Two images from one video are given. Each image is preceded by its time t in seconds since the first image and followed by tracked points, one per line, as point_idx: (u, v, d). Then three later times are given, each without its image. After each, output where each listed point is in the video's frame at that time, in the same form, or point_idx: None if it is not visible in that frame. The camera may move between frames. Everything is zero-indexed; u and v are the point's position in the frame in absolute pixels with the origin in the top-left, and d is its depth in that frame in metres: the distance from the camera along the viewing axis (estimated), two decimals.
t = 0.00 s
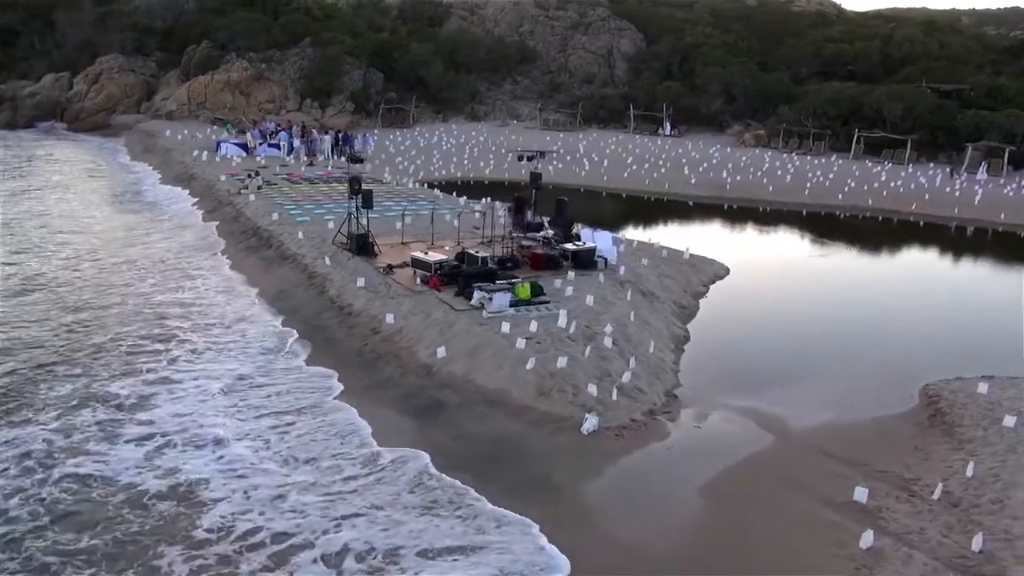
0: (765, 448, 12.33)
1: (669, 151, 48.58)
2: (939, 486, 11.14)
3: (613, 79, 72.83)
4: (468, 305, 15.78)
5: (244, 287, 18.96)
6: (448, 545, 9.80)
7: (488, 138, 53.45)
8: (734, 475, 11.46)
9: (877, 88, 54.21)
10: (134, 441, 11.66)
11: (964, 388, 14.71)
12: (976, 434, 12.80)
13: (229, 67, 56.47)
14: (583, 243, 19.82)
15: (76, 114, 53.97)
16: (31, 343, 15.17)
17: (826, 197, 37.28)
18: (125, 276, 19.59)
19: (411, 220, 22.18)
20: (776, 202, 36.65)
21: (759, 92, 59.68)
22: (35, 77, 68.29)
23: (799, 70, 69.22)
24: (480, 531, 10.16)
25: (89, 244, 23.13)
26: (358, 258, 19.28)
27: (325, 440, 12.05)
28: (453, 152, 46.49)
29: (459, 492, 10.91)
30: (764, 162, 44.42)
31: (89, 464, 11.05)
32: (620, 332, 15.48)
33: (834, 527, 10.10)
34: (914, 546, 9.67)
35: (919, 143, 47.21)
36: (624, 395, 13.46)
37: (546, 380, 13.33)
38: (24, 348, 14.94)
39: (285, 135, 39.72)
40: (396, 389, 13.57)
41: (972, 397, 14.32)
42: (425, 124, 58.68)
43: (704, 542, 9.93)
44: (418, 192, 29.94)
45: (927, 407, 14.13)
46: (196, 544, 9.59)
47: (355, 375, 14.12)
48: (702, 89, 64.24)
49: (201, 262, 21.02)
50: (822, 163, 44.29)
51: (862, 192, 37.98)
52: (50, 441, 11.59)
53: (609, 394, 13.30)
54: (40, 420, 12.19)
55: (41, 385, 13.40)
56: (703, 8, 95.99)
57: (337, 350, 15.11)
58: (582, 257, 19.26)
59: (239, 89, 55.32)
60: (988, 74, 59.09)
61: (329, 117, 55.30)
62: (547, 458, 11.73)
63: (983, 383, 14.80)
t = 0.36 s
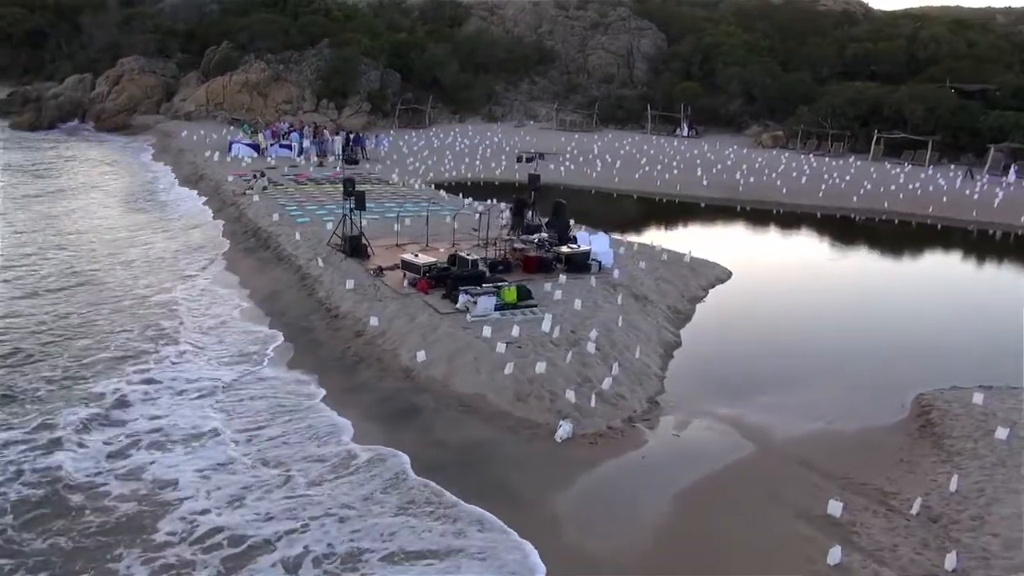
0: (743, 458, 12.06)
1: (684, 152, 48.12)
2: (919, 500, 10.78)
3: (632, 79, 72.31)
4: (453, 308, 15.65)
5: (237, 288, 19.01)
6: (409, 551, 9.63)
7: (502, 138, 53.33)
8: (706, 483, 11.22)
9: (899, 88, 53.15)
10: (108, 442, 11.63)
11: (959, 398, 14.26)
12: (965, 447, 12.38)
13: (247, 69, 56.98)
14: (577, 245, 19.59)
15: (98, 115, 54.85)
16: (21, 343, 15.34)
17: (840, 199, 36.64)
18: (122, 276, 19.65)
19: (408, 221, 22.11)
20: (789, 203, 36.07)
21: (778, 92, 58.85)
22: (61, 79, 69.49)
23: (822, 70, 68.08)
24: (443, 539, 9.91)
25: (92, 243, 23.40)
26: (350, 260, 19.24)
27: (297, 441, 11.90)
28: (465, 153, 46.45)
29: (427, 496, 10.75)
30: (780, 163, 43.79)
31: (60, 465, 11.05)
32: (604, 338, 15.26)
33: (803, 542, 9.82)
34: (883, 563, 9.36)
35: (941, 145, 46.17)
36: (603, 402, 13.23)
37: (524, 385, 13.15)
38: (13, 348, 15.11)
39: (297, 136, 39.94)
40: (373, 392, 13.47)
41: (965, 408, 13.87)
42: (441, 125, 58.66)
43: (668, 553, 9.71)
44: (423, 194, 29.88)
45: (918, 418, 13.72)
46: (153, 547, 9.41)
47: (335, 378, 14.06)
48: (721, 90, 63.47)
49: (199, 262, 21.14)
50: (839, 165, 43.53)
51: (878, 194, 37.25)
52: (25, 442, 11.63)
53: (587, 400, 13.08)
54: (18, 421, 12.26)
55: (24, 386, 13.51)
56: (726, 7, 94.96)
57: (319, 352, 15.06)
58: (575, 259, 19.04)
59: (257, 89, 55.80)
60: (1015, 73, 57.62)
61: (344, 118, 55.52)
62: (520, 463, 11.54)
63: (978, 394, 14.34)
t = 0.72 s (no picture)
0: (715, 468, 11.80)
1: (697, 154, 47.62)
2: (892, 516, 10.44)
3: (650, 80, 71.81)
4: (435, 312, 15.52)
5: (228, 288, 18.99)
6: (364, 554, 9.43)
7: (516, 139, 53.20)
8: (673, 495, 10.99)
9: (921, 87, 52.13)
10: (76, 440, 11.51)
11: (947, 409, 13.85)
12: (948, 459, 12.00)
13: (264, 70, 57.42)
14: (568, 249, 19.34)
15: (118, 116, 55.60)
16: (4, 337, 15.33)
17: (854, 202, 35.97)
18: (115, 275, 19.62)
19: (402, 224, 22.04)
20: (801, 206, 35.49)
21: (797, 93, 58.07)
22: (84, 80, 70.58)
23: (843, 70, 67.07)
24: (400, 548, 9.62)
25: (93, 240, 23.54)
26: (341, 262, 19.18)
27: (266, 442, 11.70)
28: (477, 153, 46.37)
29: (390, 500, 10.57)
30: (795, 165, 43.17)
31: (24, 462, 10.94)
32: (586, 343, 15.03)
33: (764, 559, 9.55)
34: None
35: (962, 146, 45.20)
36: (578, 409, 13.03)
37: (498, 391, 12.98)
38: None
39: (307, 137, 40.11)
40: (346, 396, 13.37)
41: (954, 419, 13.47)
42: (456, 126, 58.62)
43: (626, 568, 9.49)
44: (426, 195, 29.78)
45: (902, 430, 13.34)
46: (103, 548, 9.15)
47: (311, 380, 13.98)
48: (740, 90, 62.76)
49: (194, 262, 21.14)
50: (856, 167, 42.78)
51: (894, 197, 36.52)
52: None
53: (562, 407, 12.88)
54: None
55: None
56: (748, 7, 93.93)
57: (299, 355, 15.00)
58: (566, 264, 18.79)
59: (273, 91, 56.20)
60: None
61: (359, 118, 55.71)
62: (487, 471, 11.37)
63: (968, 405, 13.93)
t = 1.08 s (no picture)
0: (686, 477, 11.55)
1: (711, 155, 47.10)
2: (861, 531, 10.11)
3: (668, 80, 71.22)
4: (416, 315, 15.41)
5: (218, 288, 19.03)
6: (312, 558, 9.29)
7: (528, 140, 53.01)
8: (638, 504, 10.79)
9: (942, 88, 51.10)
10: (41, 439, 11.52)
11: (934, 420, 13.44)
12: (927, 473, 11.62)
13: (280, 71, 57.82)
14: (558, 253, 19.13)
15: (136, 117, 56.33)
16: None
17: (867, 204, 35.32)
18: (108, 275, 19.74)
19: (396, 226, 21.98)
20: (813, 208, 34.90)
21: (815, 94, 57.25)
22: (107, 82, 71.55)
23: (864, 70, 66.01)
24: (353, 554, 9.43)
25: (94, 240, 23.79)
26: (330, 264, 19.14)
27: (233, 447, 11.61)
28: (488, 154, 46.26)
29: (347, 504, 10.44)
30: (809, 167, 42.52)
31: None
32: (566, 348, 14.83)
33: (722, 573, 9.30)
34: None
35: (982, 147, 44.24)
36: (551, 415, 12.83)
37: (469, 397, 12.84)
38: None
39: (317, 138, 40.27)
40: (319, 399, 13.29)
41: (940, 430, 13.07)
42: (470, 126, 58.56)
43: None
44: (429, 197, 29.72)
45: (886, 441, 12.96)
46: (51, 550, 9.14)
47: (286, 383, 13.92)
48: (758, 90, 61.99)
49: (188, 262, 21.24)
50: (871, 168, 42.03)
51: (908, 200, 35.81)
52: None
53: (533, 414, 12.69)
54: None
55: None
56: (771, 7, 92.84)
57: (277, 357, 14.98)
58: (554, 268, 18.60)
59: (289, 92, 56.56)
60: None
61: (373, 119, 55.85)
62: (450, 478, 11.22)
63: (956, 416, 13.50)
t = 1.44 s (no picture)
0: (652, 487, 11.29)
1: (724, 157, 46.54)
2: (824, 548, 9.79)
3: (687, 81, 70.54)
4: (395, 319, 15.31)
5: (207, 290, 19.11)
6: (253, 562, 9.19)
7: (542, 141, 52.76)
8: (598, 514, 10.58)
9: (965, 88, 49.99)
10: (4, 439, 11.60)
11: (918, 433, 13.03)
12: (902, 489, 11.24)
13: (297, 72, 58.20)
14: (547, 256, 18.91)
15: (155, 119, 57.08)
16: None
17: (880, 207, 34.63)
18: (101, 277, 19.92)
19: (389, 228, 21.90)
20: (824, 211, 34.28)
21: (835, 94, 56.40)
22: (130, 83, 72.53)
23: (887, 70, 64.86)
24: (296, 559, 9.32)
25: (95, 242, 24.07)
26: (318, 266, 19.10)
27: (193, 450, 11.58)
28: (499, 156, 46.12)
29: (299, 508, 10.35)
30: (824, 169, 41.81)
31: None
32: (544, 354, 14.62)
33: None
34: None
35: (1004, 149, 43.21)
36: (520, 422, 12.64)
37: (438, 402, 12.70)
38: None
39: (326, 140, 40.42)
40: (289, 402, 13.24)
41: (924, 442, 12.67)
42: (485, 127, 58.47)
43: None
44: (430, 199, 29.65)
45: (866, 453, 12.59)
46: None
47: (260, 386, 13.88)
48: (777, 91, 61.17)
49: (182, 265, 21.38)
50: (888, 170, 41.22)
51: (923, 203, 35.08)
52: None
53: (502, 420, 12.50)
54: None
55: None
56: (795, 6, 91.59)
57: (255, 360, 14.96)
58: (542, 271, 18.39)
59: (305, 93, 56.91)
60: None
61: (387, 119, 55.96)
62: (410, 484, 11.08)
63: (941, 428, 13.08)
